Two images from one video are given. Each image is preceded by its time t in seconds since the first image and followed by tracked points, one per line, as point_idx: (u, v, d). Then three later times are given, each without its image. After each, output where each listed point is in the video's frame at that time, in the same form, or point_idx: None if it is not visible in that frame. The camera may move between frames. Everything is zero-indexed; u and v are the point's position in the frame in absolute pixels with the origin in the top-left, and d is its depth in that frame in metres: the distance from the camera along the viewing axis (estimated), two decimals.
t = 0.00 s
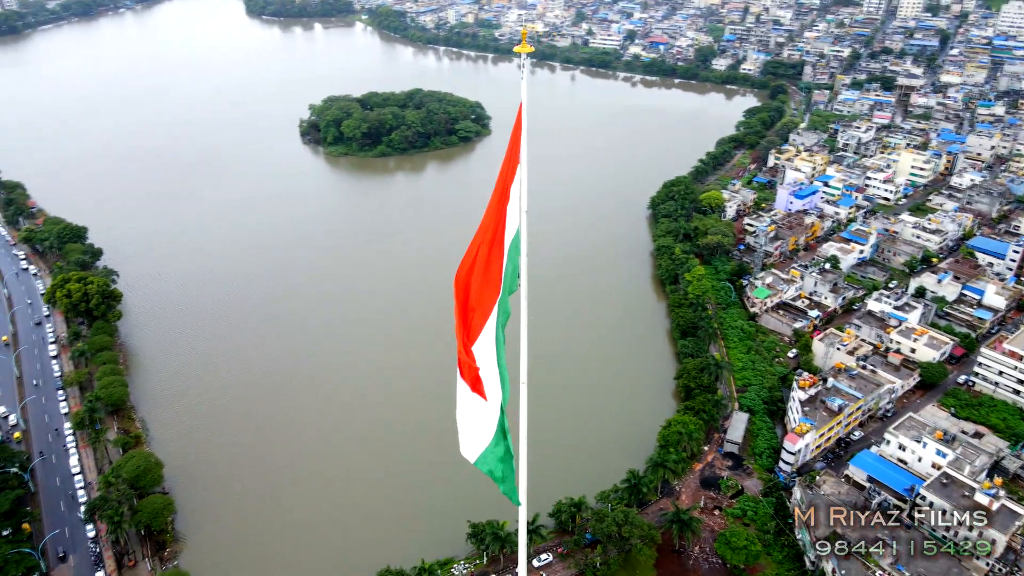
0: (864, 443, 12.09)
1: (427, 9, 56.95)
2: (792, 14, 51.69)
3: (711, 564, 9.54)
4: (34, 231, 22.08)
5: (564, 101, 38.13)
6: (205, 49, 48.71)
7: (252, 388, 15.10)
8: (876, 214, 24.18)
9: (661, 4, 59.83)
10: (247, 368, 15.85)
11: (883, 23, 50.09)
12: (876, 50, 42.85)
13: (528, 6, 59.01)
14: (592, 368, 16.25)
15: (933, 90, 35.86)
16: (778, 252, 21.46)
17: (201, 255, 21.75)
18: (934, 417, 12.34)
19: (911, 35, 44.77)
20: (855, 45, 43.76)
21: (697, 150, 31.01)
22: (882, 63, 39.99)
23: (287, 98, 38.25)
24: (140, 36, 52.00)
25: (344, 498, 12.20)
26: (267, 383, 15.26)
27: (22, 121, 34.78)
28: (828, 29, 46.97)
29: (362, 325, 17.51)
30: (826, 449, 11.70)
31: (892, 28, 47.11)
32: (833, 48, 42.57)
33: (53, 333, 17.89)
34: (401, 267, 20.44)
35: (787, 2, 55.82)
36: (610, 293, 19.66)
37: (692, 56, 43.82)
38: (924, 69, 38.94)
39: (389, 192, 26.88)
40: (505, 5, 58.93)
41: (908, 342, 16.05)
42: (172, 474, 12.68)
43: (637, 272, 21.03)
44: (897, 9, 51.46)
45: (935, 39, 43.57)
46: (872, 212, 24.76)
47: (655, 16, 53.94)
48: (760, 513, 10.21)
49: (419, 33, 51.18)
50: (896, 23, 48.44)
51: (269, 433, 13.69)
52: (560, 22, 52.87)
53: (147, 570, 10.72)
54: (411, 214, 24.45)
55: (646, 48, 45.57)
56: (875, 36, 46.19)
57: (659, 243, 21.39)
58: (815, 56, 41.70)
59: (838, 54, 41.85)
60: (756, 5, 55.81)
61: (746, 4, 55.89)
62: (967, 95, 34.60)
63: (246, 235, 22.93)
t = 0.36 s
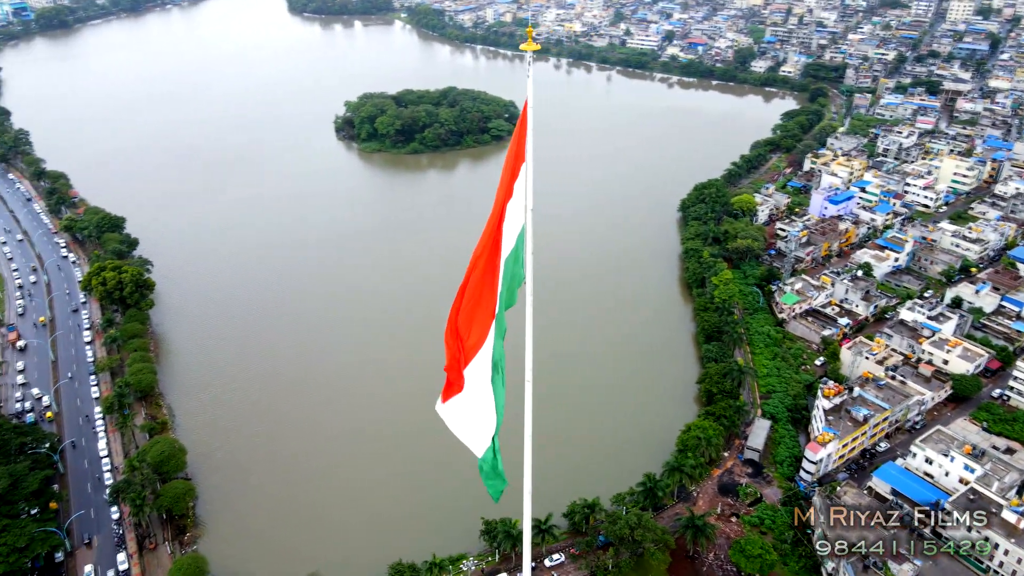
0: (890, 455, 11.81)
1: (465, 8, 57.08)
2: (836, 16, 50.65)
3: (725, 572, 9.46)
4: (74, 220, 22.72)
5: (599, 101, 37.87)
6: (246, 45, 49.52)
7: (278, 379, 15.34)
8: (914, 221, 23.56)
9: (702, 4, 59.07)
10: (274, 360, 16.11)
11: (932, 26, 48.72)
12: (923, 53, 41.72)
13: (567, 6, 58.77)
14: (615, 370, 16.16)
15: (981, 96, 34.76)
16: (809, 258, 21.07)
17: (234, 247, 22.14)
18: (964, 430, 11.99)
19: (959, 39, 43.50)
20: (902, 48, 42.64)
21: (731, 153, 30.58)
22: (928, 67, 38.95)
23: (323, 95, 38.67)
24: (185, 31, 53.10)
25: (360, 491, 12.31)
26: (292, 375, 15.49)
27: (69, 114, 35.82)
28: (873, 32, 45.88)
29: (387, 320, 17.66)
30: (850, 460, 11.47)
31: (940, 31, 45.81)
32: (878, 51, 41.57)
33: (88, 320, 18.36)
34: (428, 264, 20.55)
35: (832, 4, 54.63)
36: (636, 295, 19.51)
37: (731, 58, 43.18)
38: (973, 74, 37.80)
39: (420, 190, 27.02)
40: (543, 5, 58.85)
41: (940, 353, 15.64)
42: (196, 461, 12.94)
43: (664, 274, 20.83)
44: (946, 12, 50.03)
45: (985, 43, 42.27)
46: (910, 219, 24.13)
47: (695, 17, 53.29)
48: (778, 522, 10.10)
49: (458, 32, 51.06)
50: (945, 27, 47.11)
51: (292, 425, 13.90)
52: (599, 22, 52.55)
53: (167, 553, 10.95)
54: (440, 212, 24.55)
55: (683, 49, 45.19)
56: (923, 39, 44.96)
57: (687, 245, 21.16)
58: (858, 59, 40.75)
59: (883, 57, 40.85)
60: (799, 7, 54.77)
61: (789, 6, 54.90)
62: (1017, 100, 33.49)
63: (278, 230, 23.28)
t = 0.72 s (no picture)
0: (916, 468, 11.53)
1: (503, 7, 57.13)
2: (881, 18, 49.46)
3: None
4: (113, 210, 23.34)
5: (633, 102, 37.58)
6: (287, 43, 50.29)
7: (302, 372, 15.54)
8: (953, 230, 22.93)
9: (743, 6, 58.17)
10: (300, 352, 16.35)
11: (982, 29, 47.23)
12: (971, 57, 40.50)
13: (606, 6, 58.43)
14: (637, 372, 16.05)
15: None
16: (841, 264, 20.64)
17: (266, 241, 22.50)
18: (996, 445, 11.63)
19: (1011, 43, 42.12)
20: (949, 52, 41.45)
21: (766, 156, 30.11)
22: (976, 71, 37.80)
23: (359, 92, 39.05)
24: (228, 28, 54.10)
25: (377, 485, 12.40)
26: (316, 367, 15.69)
27: (114, 108, 36.84)
28: (919, 34, 44.68)
29: (411, 316, 17.78)
30: (874, 471, 11.24)
31: (991, 35, 44.41)
32: (924, 54, 40.48)
33: (121, 308, 18.84)
34: (454, 261, 20.64)
35: (878, 6, 53.32)
36: (662, 298, 19.34)
37: (770, 60, 42.49)
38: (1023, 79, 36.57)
39: (449, 187, 27.10)
40: (582, 5, 58.60)
41: (974, 366, 15.21)
42: (218, 450, 13.18)
43: (691, 277, 20.62)
44: (999, 15, 48.45)
45: None
46: (949, 227, 23.47)
47: (735, 19, 52.56)
48: (796, 532, 9.97)
49: (495, 31, 51.02)
50: (996, 31, 45.65)
51: (314, 416, 14.08)
52: (637, 22, 52.12)
53: (186, 538, 11.17)
54: (469, 211, 24.62)
55: (722, 51, 44.63)
56: (972, 43, 43.63)
57: (715, 249, 20.92)
58: (902, 62, 39.76)
59: (928, 60, 39.78)
60: (844, 8, 53.61)
61: (834, 7, 53.79)
62: None
63: (308, 224, 23.58)
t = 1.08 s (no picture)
0: (944, 482, 11.24)
1: (542, 6, 57.11)
2: (930, 21, 48.15)
3: None
4: (150, 201, 23.91)
5: (669, 103, 37.19)
6: (326, 39, 51.01)
7: (327, 365, 15.70)
8: (995, 239, 22.21)
9: (785, 6, 57.12)
10: (326, 345, 16.54)
11: None
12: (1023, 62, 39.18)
13: (645, 6, 58.04)
14: (660, 375, 15.90)
15: None
16: (875, 272, 20.17)
17: (297, 235, 22.80)
18: None
19: None
20: (1000, 56, 40.15)
21: (802, 160, 29.57)
22: None
23: (395, 89, 39.37)
24: (270, 25, 55.06)
25: (395, 478, 12.50)
26: (341, 361, 15.86)
27: (157, 101, 37.72)
28: (969, 38, 43.38)
29: (435, 312, 17.86)
30: (898, 484, 11.00)
31: None
32: (973, 58, 39.28)
33: (154, 298, 19.30)
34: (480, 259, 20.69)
35: (927, 8, 51.88)
36: (688, 301, 19.12)
37: (812, 63, 41.15)
38: None
39: (479, 185, 27.12)
40: (621, 5, 58.26)
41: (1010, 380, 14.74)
42: (241, 439, 13.41)
43: (719, 281, 20.36)
44: None
45: None
46: (991, 236, 22.75)
47: (777, 20, 51.70)
48: (813, 541, 9.86)
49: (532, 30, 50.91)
50: None
51: (336, 409, 14.23)
52: (676, 23, 51.61)
53: (205, 524, 11.37)
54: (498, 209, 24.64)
55: (762, 52, 43.93)
56: None
57: (744, 253, 20.62)
58: (949, 66, 38.68)
59: (977, 64, 38.57)
60: (891, 10, 52.27)
61: (880, 8, 52.55)
62: None
63: (340, 220, 23.84)
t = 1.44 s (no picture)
0: (970, 497, 10.96)
1: (579, 6, 56.98)
2: (979, 24, 46.75)
3: None
4: (185, 194, 24.43)
5: (704, 105, 36.73)
6: (363, 37, 51.62)
7: (351, 359, 15.86)
8: None
9: (828, 7, 56.02)
10: (350, 339, 16.72)
11: None
12: None
13: (684, 6, 57.55)
14: (681, 379, 15.75)
15: None
16: (908, 280, 19.69)
17: (326, 231, 23.04)
18: None
19: None
20: None
21: (837, 165, 29.00)
22: None
23: (429, 87, 39.58)
24: (309, 22, 55.88)
25: (411, 472, 12.58)
26: (364, 355, 16.02)
27: (198, 96, 38.52)
28: (1021, 41, 41.99)
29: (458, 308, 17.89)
30: (922, 498, 10.77)
31: None
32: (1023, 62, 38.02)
33: (185, 288, 19.71)
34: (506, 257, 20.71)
35: (977, 11, 50.37)
36: (714, 305, 18.87)
37: (853, 65, 40.91)
38: None
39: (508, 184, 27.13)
40: (659, 5, 57.83)
41: None
42: (262, 429, 13.64)
43: (747, 285, 20.08)
44: None
45: None
46: None
47: (819, 21, 50.79)
48: (830, 553, 9.78)
49: (568, 30, 50.76)
50: None
51: (358, 403, 14.35)
52: (715, 24, 51.03)
53: (225, 511, 11.60)
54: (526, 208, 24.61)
55: (802, 54, 43.18)
56: None
57: (773, 258, 20.32)
58: (998, 70, 37.50)
59: None
60: (939, 12, 50.86)
61: (927, 10, 51.19)
62: None
63: (369, 217, 24.02)
